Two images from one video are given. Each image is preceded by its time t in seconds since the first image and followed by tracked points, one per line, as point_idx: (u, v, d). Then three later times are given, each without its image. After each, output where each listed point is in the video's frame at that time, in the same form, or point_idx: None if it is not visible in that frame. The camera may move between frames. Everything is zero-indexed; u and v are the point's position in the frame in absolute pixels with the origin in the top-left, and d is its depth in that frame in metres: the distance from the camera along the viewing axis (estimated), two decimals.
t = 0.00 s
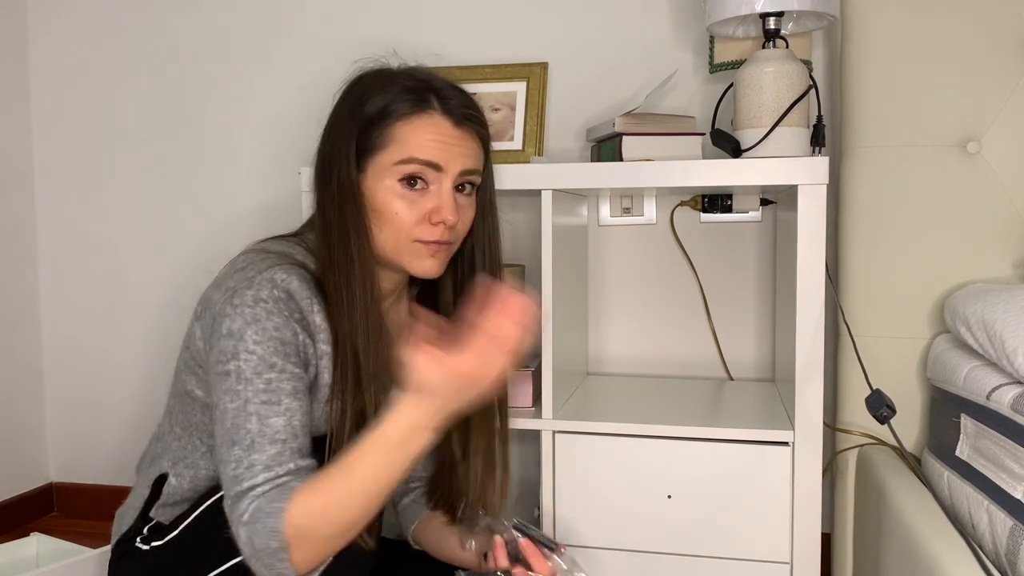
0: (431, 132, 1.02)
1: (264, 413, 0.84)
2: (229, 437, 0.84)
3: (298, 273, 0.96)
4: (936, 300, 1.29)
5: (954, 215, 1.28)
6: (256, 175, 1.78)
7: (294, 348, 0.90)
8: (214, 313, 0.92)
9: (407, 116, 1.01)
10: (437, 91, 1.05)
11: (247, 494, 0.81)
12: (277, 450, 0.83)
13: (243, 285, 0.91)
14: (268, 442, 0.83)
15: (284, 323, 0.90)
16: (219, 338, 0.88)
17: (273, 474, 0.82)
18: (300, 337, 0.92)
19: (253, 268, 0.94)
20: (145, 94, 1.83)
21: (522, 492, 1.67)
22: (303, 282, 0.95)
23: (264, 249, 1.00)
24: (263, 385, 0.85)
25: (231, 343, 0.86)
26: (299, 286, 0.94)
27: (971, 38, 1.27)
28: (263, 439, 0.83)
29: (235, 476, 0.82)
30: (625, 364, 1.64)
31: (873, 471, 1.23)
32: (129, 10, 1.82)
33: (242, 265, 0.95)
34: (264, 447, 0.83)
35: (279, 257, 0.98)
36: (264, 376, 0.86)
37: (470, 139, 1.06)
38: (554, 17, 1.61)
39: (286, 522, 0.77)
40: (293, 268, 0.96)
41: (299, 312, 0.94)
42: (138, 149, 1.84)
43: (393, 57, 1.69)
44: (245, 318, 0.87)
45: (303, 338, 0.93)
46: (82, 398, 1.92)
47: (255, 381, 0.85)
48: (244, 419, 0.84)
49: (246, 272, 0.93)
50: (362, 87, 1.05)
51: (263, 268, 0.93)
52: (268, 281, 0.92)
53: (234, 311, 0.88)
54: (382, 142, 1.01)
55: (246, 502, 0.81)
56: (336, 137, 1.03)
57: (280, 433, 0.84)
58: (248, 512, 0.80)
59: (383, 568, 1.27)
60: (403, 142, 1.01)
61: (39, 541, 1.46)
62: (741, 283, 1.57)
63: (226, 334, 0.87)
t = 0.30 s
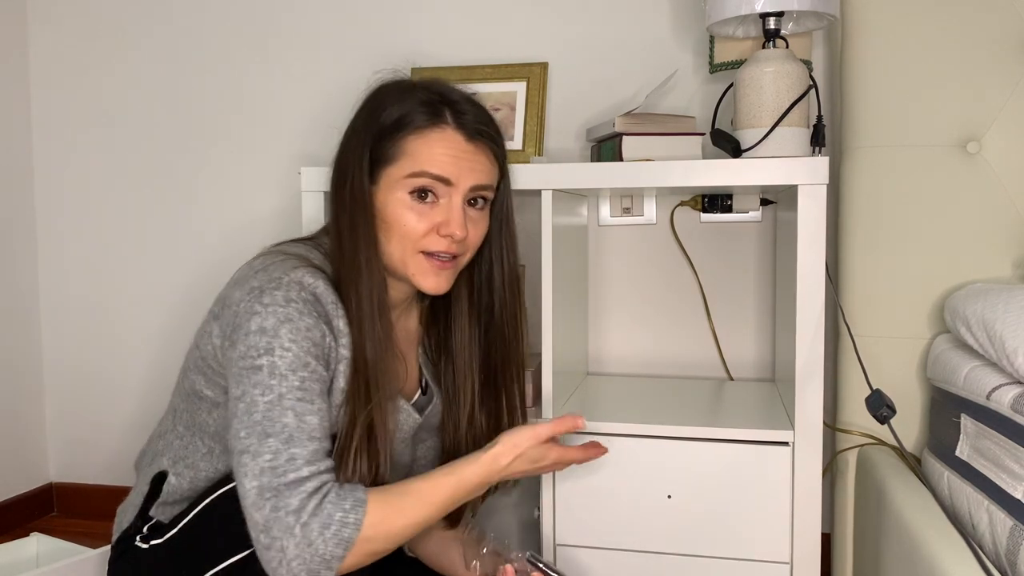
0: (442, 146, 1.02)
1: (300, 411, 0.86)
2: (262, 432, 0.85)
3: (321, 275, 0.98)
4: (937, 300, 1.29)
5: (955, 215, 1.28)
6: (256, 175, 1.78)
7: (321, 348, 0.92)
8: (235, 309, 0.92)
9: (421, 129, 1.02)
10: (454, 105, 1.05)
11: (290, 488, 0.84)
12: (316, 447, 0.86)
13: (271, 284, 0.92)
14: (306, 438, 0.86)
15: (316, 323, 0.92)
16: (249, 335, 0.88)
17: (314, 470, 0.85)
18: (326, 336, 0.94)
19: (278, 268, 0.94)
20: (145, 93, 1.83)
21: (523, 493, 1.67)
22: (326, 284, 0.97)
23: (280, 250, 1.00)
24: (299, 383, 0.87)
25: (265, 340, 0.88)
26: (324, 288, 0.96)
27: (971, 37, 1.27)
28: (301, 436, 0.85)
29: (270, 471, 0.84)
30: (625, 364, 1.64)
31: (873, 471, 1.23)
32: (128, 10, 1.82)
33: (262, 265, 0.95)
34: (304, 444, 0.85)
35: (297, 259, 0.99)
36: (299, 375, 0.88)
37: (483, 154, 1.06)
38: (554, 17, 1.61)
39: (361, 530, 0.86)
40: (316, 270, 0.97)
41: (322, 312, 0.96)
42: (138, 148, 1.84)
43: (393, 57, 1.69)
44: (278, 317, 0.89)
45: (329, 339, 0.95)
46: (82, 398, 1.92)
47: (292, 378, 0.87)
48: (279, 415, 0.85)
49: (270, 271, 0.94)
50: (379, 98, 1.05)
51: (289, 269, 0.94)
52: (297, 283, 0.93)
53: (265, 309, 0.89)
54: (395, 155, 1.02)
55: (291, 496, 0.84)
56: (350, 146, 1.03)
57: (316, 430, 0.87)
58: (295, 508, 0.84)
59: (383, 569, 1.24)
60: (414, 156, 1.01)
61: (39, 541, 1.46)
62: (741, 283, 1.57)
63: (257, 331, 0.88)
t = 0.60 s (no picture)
0: (450, 144, 1.02)
1: (278, 419, 0.78)
2: (239, 441, 0.78)
3: (325, 279, 0.92)
4: (937, 300, 1.29)
5: (955, 215, 1.28)
6: (256, 175, 1.78)
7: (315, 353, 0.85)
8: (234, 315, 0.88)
9: (429, 127, 1.02)
10: (464, 106, 1.06)
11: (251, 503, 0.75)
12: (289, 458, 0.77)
13: (267, 288, 0.87)
14: (280, 449, 0.77)
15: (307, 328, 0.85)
16: (238, 341, 0.83)
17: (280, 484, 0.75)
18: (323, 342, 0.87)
19: (279, 273, 0.91)
20: (145, 93, 1.83)
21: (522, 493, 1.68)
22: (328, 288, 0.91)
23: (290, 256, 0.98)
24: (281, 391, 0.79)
25: (251, 345, 0.82)
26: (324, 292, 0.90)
27: (971, 37, 1.27)
28: (276, 447, 0.77)
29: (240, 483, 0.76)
30: (625, 364, 1.64)
31: (873, 471, 1.23)
32: (128, 9, 1.82)
33: (267, 270, 0.92)
34: (277, 456, 0.76)
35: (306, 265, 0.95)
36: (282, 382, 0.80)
37: (492, 154, 1.06)
38: (554, 17, 1.61)
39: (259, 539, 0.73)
40: (319, 274, 0.92)
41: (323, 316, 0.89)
42: (138, 148, 1.84)
43: (392, 57, 1.69)
44: (267, 320, 0.83)
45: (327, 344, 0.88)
46: (82, 398, 1.92)
47: (273, 384, 0.79)
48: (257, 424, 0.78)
49: (270, 276, 0.90)
50: (391, 101, 1.06)
51: (289, 273, 0.90)
52: (293, 286, 0.88)
53: (255, 312, 0.84)
54: (404, 153, 1.02)
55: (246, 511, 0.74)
56: (361, 146, 1.05)
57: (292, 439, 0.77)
58: (240, 517, 0.74)
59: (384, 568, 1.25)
60: (422, 153, 1.01)
61: (39, 541, 1.46)
62: (740, 283, 1.57)
63: (245, 336, 0.82)
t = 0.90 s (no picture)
0: (465, 152, 1.02)
1: (249, 433, 0.83)
2: (217, 454, 0.84)
3: (307, 288, 0.96)
4: (937, 300, 1.29)
5: (955, 215, 1.28)
6: (255, 176, 1.78)
7: (292, 366, 0.90)
8: (219, 324, 0.92)
9: (444, 133, 1.02)
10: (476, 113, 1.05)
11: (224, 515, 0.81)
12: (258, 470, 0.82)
13: (250, 298, 0.91)
14: (249, 463, 0.82)
15: (285, 341, 0.90)
16: (219, 353, 0.88)
17: (246, 496, 0.81)
18: (300, 354, 0.92)
19: (263, 281, 0.94)
20: (145, 93, 1.83)
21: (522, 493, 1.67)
22: (309, 298, 0.95)
23: (277, 263, 1.01)
24: (255, 404, 0.85)
25: (230, 358, 0.86)
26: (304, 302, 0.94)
27: (971, 36, 1.27)
28: (244, 460, 0.82)
29: (216, 495, 0.82)
30: (625, 364, 1.64)
31: (873, 471, 1.23)
32: (128, 10, 1.82)
33: (253, 278, 0.96)
34: (245, 468, 0.82)
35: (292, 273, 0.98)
36: (257, 395, 0.85)
37: (502, 161, 1.06)
38: (554, 17, 1.61)
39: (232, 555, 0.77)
40: (303, 284, 0.96)
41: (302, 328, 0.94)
42: (138, 148, 1.84)
43: (392, 57, 1.69)
44: (246, 333, 0.87)
45: (305, 356, 0.93)
46: (82, 398, 1.92)
47: (247, 399, 0.85)
48: (231, 438, 0.83)
49: (254, 285, 0.93)
50: (399, 102, 1.05)
51: (272, 283, 0.94)
52: (275, 296, 0.91)
53: (236, 325, 0.88)
54: (420, 156, 1.01)
55: (219, 523, 0.80)
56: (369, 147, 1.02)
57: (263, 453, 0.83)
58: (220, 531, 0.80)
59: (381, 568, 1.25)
60: (439, 159, 1.00)
61: (39, 541, 1.46)
62: (740, 283, 1.57)
63: (226, 349, 0.87)
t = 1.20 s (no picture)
0: (513, 184, 1.03)
1: (227, 446, 0.84)
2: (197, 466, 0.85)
3: (287, 294, 0.95)
4: (937, 300, 1.29)
5: (955, 215, 1.28)
6: (255, 175, 1.78)
7: (271, 374, 0.90)
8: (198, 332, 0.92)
9: (501, 164, 1.00)
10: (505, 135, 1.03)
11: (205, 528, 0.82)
12: (237, 483, 0.83)
13: (227, 306, 0.90)
14: (228, 475, 0.83)
15: (263, 350, 0.89)
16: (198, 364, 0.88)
17: (226, 508, 0.83)
18: (279, 361, 0.91)
19: (241, 288, 0.93)
20: (145, 93, 1.83)
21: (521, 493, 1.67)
22: (289, 304, 0.94)
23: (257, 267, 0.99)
24: (232, 415, 0.85)
25: (207, 370, 0.87)
26: (283, 308, 0.93)
27: (972, 36, 1.27)
28: (223, 472, 0.83)
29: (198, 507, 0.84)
30: (625, 364, 1.64)
31: (872, 471, 1.23)
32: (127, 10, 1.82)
33: (232, 284, 0.95)
34: (224, 481, 0.83)
35: (272, 277, 0.96)
36: (234, 406, 0.85)
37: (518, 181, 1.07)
38: (554, 17, 1.61)
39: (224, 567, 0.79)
40: (282, 289, 0.94)
41: (281, 334, 0.93)
42: (138, 148, 1.84)
43: (392, 57, 1.69)
44: (222, 344, 0.87)
45: (286, 363, 0.92)
46: (82, 398, 1.92)
47: (225, 410, 0.85)
48: (210, 450, 0.84)
49: (231, 293, 0.92)
50: (440, 115, 0.99)
51: (249, 290, 0.92)
52: (252, 304, 0.91)
53: (213, 336, 0.88)
54: (480, 187, 0.98)
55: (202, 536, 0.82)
56: (422, 163, 0.95)
57: (242, 465, 0.84)
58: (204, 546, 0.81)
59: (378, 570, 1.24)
60: (497, 192, 1.00)
61: (38, 541, 1.46)
62: (740, 283, 1.57)
63: (203, 360, 0.87)
